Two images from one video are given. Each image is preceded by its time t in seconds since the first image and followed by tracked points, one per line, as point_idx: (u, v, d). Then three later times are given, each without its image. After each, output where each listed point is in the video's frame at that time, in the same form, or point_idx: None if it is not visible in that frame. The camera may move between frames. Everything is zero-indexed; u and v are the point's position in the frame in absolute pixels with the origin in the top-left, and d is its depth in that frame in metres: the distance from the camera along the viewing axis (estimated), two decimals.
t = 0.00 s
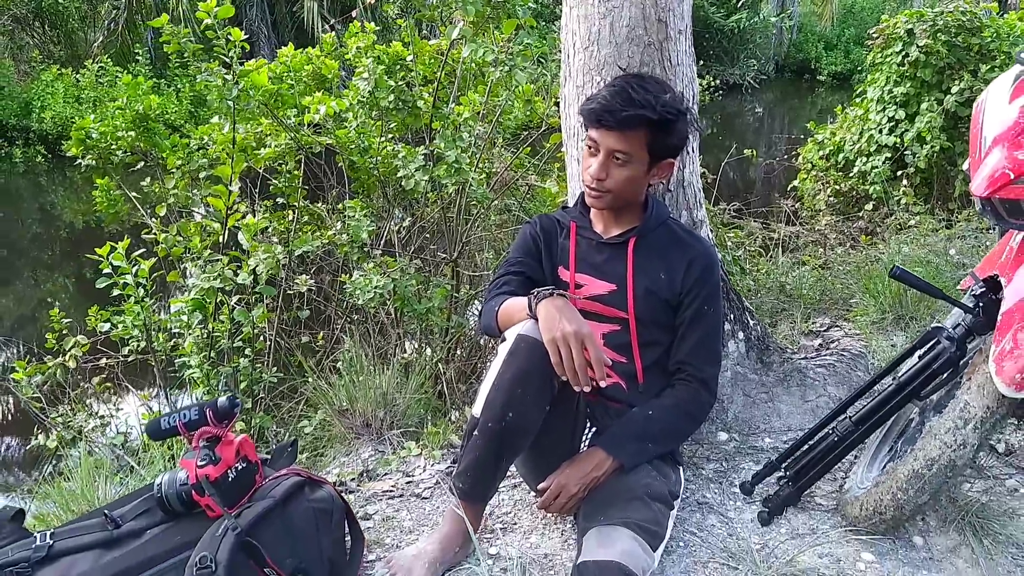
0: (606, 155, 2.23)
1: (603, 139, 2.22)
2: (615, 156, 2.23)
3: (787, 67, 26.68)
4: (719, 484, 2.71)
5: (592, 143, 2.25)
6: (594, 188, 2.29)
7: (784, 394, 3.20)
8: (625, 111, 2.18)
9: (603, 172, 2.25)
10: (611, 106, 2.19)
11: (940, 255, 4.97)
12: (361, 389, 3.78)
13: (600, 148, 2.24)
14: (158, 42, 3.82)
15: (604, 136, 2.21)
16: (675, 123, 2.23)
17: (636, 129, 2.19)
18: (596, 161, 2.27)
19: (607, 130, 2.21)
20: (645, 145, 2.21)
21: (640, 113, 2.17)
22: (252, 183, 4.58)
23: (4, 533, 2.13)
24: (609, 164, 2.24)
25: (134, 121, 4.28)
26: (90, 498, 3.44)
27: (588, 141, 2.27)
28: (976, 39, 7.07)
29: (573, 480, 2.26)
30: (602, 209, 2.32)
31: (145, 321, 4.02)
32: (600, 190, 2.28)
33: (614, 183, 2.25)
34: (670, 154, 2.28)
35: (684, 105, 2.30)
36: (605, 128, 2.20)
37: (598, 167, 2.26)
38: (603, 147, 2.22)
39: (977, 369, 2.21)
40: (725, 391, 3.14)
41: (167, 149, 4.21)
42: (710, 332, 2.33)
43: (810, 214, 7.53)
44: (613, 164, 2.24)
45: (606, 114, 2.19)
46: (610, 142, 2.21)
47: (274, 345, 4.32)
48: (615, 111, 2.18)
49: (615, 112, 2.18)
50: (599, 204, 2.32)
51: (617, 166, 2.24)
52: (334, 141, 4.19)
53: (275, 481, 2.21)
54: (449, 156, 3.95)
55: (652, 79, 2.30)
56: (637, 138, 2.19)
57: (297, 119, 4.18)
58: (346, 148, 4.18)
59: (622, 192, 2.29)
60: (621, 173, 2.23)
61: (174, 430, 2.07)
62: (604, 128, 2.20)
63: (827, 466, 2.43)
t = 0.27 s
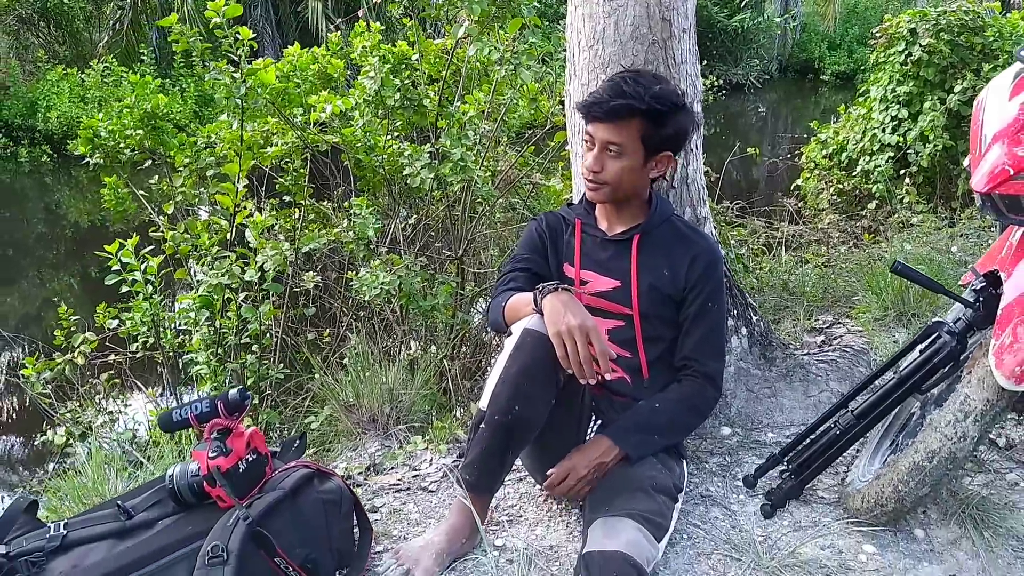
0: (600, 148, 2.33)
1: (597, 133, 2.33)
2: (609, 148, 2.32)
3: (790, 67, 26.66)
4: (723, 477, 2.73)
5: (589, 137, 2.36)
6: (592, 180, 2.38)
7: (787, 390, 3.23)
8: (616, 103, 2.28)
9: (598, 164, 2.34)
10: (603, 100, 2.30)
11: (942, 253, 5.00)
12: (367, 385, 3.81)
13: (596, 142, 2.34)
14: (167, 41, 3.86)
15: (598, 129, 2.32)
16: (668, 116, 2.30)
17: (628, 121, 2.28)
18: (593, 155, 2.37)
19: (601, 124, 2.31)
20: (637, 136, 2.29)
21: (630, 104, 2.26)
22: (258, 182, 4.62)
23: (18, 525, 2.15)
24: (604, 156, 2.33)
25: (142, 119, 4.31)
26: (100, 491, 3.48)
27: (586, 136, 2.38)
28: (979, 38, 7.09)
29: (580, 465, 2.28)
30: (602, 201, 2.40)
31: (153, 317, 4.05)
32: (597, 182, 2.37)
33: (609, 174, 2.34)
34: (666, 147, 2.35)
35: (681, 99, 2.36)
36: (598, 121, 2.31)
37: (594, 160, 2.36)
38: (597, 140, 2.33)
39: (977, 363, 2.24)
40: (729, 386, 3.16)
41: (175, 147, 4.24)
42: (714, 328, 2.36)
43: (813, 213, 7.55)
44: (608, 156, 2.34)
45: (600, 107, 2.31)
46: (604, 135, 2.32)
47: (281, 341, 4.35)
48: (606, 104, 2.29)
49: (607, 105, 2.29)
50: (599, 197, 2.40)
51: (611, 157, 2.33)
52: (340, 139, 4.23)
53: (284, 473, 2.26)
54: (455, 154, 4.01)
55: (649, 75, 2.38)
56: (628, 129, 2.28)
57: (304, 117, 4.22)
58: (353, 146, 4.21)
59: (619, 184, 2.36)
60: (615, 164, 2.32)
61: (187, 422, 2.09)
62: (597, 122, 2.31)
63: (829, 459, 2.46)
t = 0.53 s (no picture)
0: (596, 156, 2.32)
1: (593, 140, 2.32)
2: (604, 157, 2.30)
3: (798, 67, 26.51)
4: (726, 490, 2.67)
5: (620, 163, 2.27)
6: (630, 206, 2.32)
7: (793, 399, 3.16)
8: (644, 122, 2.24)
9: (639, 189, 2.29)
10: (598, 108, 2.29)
11: (951, 257, 4.91)
12: (365, 392, 3.75)
13: (630, 167, 2.28)
14: (164, 44, 3.81)
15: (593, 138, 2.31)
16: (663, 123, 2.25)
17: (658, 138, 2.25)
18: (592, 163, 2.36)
19: (639, 148, 2.25)
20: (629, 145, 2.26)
21: (662, 120, 2.24)
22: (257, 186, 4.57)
23: (1, 540, 2.12)
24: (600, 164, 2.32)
25: (140, 123, 4.26)
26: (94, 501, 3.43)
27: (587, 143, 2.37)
28: (988, 38, 7.00)
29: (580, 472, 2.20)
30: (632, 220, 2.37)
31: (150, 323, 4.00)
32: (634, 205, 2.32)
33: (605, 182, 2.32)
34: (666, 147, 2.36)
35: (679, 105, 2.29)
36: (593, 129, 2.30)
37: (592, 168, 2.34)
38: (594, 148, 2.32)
39: (987, 375, 2.17)
40: (732, 395, 3.06)
41: (173, 151, 4.20)
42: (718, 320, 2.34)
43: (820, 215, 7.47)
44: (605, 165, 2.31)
45: (632, 130, 2.24)
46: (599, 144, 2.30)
47: (281, 347, 4.29)
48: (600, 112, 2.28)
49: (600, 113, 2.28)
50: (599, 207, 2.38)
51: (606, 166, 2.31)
52: (340, 142, 4.17)
53: (274, 487, 2.20)
54: (454, 158, 3.90)
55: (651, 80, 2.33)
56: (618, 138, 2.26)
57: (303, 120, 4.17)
58: (353, 150, 4.16)
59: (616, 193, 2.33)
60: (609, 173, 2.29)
61: (172, 436, 2.05)
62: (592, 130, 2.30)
63: (835, 473, 2.39)
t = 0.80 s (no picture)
0: (597, 159, 2.21)
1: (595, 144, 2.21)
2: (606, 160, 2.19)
3: (799, 67, 26.43)
4: (726, 502, 2.61)
5: (614, 162, 2.17)
6: (625, 208, 2.19)
7: (794, 408, 3.10)
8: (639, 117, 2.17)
9: (634, 189, 2.16)
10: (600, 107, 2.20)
11: (953, 261, 4.85)
12: (360, 398, 3.70)
13: (625, 166, 2.16)
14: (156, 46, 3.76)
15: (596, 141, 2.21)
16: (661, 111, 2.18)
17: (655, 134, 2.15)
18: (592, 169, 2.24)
19: (633, 145, 2.14)
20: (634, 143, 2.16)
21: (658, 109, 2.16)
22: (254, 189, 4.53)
23: None
24: (602, 167, 2.20)
25: (133, 125, 4.21)
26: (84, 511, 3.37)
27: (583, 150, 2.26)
28: (991, 39, 6.93)
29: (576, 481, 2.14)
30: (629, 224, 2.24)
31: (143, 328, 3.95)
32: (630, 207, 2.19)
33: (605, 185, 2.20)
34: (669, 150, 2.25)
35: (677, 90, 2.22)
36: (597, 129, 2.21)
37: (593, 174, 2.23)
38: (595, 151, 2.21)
39: (993, 386, 2.12)
40: (732, 404, 3.03)
41: (166, 154, 4.15)
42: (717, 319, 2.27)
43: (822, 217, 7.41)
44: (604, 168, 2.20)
45: (632, 126, 2.16)
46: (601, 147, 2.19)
47: (276, 352, 4.24)
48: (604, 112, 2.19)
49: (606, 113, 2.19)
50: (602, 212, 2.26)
51: (607, 168, 2.19)
52: (336, 146, 4.12)
53: (263, 501, 2.15)
54: (451, 160, 3.85)
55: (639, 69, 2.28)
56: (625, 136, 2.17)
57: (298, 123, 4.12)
58: (348, 153, 4.10)
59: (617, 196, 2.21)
60: (612, 175, 2.18)
61: (158, 449, 2.00)
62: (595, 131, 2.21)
63: (837, 485, 2.33)
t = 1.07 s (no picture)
0: (601, 158, 2.15)
1: (600, 142, 2.16)
2: (609, 159, 2.13)
3: (799, 65, 26.36)
4: (724, 511, 2.56)
5: (616, 160, 2.11)
6: (624, 207, 2.15)
7: (794, 414, 3.04)
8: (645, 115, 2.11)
9: (634, 190, 2.12)
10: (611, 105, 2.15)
11: (955, 263, 4.79)
12: (353, 403, 3.65)
13: (627, 165, 2.11)
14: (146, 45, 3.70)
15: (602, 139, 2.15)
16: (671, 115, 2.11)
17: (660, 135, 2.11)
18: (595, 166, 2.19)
19: (637, 144, 2.09)
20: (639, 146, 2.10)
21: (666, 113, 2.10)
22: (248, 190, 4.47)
23: None
24: (605, 166, 2.15)
25: (124, 126, 4.15)
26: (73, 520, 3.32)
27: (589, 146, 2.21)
28: (992, 38, 6.87)
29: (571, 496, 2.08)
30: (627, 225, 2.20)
31: (134, 332, 3.89)
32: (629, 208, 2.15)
33: (607, 185, 2.16)
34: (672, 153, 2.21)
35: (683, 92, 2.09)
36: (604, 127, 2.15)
37: (596, 172, 2.18)
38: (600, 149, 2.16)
39: (999, 395, 2.07)
40: (731, 410, 2.98)
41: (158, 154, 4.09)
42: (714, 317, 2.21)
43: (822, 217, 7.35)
44: (607, 167, 2.15)
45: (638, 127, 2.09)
46: (606, 146, 2.14)
47: (270, 355, 4.18)
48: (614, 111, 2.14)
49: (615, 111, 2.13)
50: (602, 212, 2.21)
51: (609, 168, 2.14)
52: (329, 146, 4.05)
53: (249, 513, 2.10)
54: (445, 161, 3.80)
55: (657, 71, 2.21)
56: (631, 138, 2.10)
57: (291, 123, 4.04)
58: (342, 153, 4.04)
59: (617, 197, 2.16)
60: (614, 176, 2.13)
61: (140, 460, 1.93)
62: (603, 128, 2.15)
63: (839, 495, 2.28)
